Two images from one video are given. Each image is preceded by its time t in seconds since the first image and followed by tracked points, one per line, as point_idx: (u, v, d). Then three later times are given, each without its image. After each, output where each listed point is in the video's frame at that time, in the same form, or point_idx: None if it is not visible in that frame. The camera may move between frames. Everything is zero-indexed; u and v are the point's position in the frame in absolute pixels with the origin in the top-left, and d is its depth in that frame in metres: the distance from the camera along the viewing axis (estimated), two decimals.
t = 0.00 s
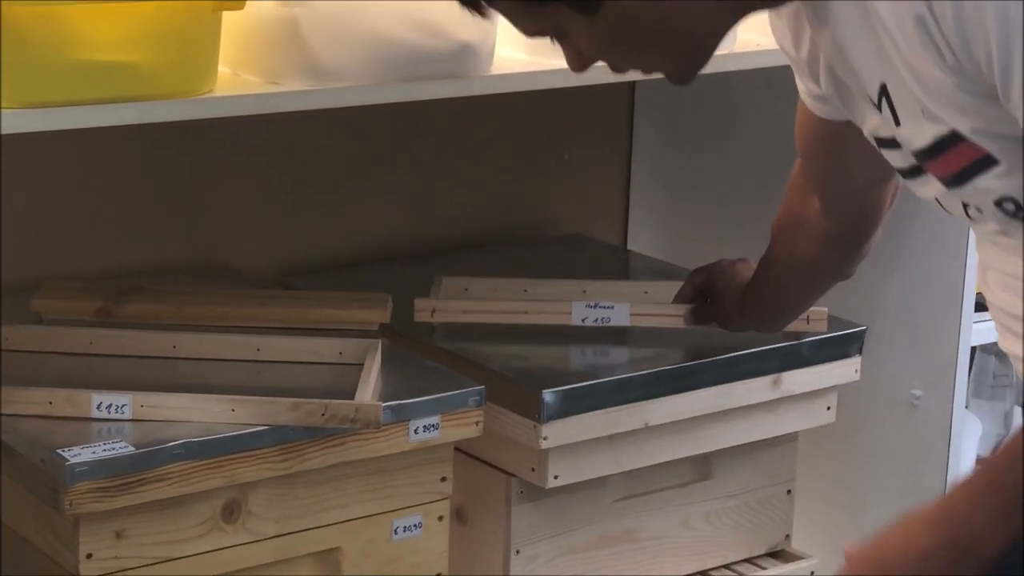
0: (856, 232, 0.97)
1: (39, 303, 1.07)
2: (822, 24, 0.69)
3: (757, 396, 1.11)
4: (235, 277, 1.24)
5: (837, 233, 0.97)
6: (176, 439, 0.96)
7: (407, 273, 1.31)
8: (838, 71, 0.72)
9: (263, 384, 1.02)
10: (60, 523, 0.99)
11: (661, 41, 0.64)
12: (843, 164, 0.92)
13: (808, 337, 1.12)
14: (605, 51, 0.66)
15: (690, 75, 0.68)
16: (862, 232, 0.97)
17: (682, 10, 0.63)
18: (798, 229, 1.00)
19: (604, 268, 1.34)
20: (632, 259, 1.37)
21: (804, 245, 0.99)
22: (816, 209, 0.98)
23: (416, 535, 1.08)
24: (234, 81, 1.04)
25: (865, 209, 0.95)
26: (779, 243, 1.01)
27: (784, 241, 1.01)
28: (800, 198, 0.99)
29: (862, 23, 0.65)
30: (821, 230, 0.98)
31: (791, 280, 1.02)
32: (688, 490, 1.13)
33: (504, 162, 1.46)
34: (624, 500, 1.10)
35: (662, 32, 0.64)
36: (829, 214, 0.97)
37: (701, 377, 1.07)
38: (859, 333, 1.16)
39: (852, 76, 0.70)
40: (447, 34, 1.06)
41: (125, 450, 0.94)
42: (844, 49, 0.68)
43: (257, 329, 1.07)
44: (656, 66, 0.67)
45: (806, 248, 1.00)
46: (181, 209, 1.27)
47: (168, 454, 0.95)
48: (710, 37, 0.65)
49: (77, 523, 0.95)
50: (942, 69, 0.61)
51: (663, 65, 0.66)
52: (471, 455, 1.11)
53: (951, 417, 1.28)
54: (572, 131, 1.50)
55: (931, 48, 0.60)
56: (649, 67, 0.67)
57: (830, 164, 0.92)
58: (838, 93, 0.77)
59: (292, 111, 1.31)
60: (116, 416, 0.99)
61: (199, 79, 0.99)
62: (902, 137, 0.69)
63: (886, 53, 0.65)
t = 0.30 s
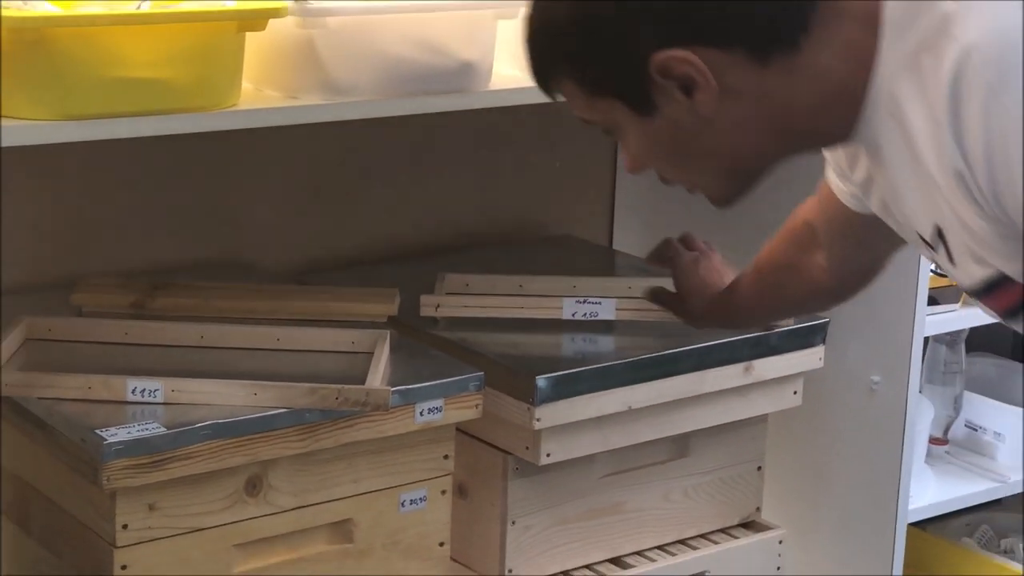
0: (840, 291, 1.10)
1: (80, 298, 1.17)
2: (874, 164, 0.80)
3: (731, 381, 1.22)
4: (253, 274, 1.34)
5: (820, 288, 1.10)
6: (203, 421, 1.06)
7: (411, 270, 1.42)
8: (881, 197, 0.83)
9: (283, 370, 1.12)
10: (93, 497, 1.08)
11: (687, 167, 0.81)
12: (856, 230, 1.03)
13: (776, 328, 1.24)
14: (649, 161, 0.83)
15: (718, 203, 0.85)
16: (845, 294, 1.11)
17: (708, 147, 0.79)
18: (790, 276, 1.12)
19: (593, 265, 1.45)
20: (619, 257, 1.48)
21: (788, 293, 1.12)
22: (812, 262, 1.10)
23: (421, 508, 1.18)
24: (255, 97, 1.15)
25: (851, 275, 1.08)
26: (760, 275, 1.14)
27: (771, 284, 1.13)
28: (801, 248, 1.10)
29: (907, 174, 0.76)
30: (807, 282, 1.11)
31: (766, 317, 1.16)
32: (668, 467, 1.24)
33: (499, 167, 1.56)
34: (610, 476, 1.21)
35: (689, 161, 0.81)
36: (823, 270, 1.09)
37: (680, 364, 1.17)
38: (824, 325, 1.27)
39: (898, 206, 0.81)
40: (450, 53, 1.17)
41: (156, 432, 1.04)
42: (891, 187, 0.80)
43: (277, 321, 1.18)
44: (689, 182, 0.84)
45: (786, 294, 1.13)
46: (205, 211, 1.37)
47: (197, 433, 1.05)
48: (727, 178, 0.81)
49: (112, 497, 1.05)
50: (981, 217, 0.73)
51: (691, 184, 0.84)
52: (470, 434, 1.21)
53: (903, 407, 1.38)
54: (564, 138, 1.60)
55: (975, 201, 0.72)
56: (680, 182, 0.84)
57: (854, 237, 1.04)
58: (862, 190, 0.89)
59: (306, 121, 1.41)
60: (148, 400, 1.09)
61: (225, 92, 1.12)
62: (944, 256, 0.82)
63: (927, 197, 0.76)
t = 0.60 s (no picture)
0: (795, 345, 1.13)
1: (125, 293, 1.30)
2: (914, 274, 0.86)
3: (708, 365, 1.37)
4: (276, 270, 1.48)
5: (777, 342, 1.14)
6: (235, 402, 1.18)
7: (419, 267, 1.55)
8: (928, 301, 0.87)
9: (308, 357, 1.25)
10: (139, 471, 1.21)
11: (722, 248, 0.88)
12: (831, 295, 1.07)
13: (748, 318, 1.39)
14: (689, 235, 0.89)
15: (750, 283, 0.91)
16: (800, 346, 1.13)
17: (743, 235, 0.86)
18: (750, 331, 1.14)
19: (585, 262, 1.58)
20: (608, 255, 1.62)
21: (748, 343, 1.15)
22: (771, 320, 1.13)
23: (431, 480, 1.31)
24: (280, 113, 1.28)
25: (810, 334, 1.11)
26: (706, 328, 1.16)
27: (727, 334, 1.15)
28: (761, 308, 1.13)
29: (951, 288, 0.81)
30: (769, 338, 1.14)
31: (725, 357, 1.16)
32: (652, 443, 1.38)
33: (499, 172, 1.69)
34: (601, 451, 1.34)
35: (725, 242, 0.87)
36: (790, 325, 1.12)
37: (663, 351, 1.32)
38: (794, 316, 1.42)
39: (944, 310, 0.85)
40: (456, 73, 1.29)
41: (193, 411, 1.16)
42: (933, 297, 0.85)
43: (302, 313, 1.31)
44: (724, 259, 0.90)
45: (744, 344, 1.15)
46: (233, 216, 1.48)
47: (230, 414, 1.17)
48: (758, 264, 0.88)
49: (155, 471, 1.17)
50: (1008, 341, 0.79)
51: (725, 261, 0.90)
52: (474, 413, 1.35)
53: (865, 383, 1.51)
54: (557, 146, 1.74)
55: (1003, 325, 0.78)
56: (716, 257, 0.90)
57: (832, 301, 1.07)
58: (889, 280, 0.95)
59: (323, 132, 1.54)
60: (187, 383, 1.21)
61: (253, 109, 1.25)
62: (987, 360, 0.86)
63: (963, 312, 0.82)
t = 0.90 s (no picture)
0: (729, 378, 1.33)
1: (159, 287, 1.41)
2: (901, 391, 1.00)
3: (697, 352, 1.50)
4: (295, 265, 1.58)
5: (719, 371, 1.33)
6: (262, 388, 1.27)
7: (428, 262, 1.65)
8: (911, 413, 1.01)
9: (331, 345, 1.35)
10: (173, 453, 1.29)
11: (725, 325, 1.03)
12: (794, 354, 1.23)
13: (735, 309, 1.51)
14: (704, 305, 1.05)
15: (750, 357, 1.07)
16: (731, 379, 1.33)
17: (746, 323, 1.01)
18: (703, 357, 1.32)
19: (583, 256, 1.69)
20: (604, 250, 1.73)
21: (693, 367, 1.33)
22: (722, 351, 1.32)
23: (445, 458, 1.41)
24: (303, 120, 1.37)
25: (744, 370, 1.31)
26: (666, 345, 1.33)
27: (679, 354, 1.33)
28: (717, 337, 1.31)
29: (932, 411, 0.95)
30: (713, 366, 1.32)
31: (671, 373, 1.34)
32: (647, 423, 1.48)
33: (501, 173, 1.80)
34: (601, 431, 1.45)
35: (729, 322, 1.02)
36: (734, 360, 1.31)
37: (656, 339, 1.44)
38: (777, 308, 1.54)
39: (926, 427, 0.99)
40: (467, 82, 1.38)
41: (224, 396, 1.25)
42: (916, 414, 0.99)
43: (323, 305, 1.41)
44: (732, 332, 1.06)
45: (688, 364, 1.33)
46: (255, 216, 1.58)
47: (259, 399, 1.26)
48: (756, 346, 1.03)
49: (189, 454, 1.26)
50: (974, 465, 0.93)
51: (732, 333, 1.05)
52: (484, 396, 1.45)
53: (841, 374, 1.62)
54: (554, 150, 1.86)
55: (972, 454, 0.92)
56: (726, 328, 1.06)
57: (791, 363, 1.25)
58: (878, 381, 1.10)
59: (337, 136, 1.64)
60: (218, 370, 1.31)
61: (279, 116, 1.33)
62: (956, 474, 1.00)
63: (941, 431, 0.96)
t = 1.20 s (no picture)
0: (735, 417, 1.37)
1: (181, 282, 1.46)
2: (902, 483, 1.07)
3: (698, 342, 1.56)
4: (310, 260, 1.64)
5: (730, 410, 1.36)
6: (281, 378, 1.32)
7: (438, 257, 1.71)
8: (907, 509, 1.08)
9: (346, 336, 1.41)
10: (195, 440, 1.34)
11: (754, 383, 1.09)
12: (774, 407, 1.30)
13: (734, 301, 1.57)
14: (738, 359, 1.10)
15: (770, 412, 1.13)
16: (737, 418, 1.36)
17: (778, 386, 1.06)
18: (718, 395, 1.36)
19: (587, 251, 1.75)
20: (608, 245, 1.79)
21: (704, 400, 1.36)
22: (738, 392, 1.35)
23: (456, 445, 1.47)
24: (319, 120, 1.43)
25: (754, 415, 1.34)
26: (683, 373, 1.37)
27: (694, 384, 1.37)
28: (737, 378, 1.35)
29: (931, 512, 1.02)
30: (726, 406, 1.35)
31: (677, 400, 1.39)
32: (650, 411, 1.54)
33: (507, 171, 1.86)
34: (606, 418, 1.50)
35: (759, 380, 1.08)
36: (748, 403, 1.34)
37: (659, 329, 1.49)
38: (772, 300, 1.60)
39: (918, 520, 1.06)
40: (475, 84, 1.44)
41: (243, 385, 1.30)
42: (912, 507, 1.06)
43: (339, 299, 1.47)
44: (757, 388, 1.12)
45: (698, 397, 1.37)
46: (272, 213, 1.63)
47: (277, 388, 1.31)
48: (780, 407, 1.09)
49: (210, 441, 1.31)
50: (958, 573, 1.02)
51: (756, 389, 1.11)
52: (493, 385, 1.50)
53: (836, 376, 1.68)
54: (559, 149, 1.92)
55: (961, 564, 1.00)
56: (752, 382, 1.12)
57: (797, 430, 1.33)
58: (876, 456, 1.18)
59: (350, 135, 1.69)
60: (238, 361, 1.36)
61: (295, 116, 1.38)
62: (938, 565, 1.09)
63: (933, 531, 1.04)
